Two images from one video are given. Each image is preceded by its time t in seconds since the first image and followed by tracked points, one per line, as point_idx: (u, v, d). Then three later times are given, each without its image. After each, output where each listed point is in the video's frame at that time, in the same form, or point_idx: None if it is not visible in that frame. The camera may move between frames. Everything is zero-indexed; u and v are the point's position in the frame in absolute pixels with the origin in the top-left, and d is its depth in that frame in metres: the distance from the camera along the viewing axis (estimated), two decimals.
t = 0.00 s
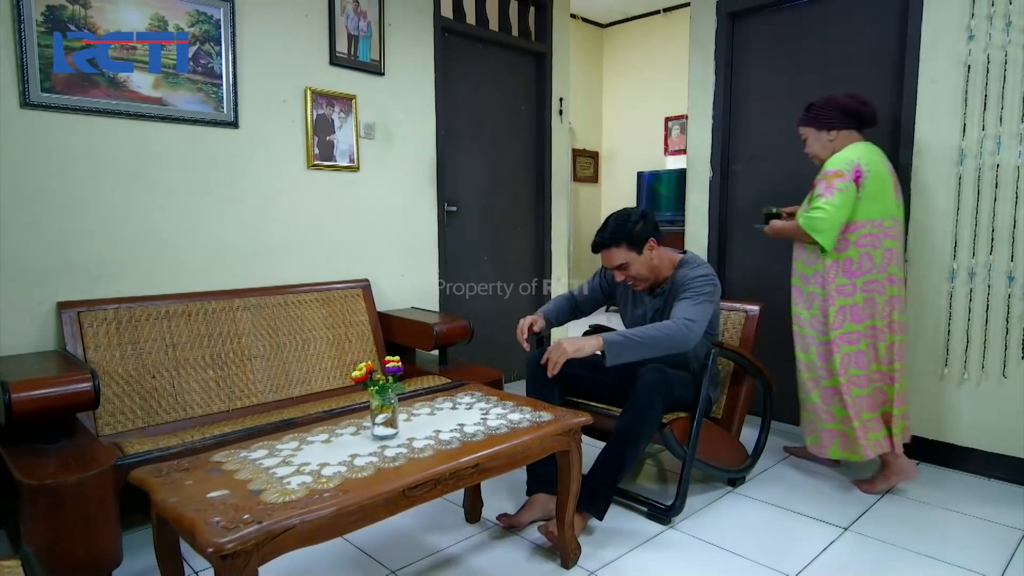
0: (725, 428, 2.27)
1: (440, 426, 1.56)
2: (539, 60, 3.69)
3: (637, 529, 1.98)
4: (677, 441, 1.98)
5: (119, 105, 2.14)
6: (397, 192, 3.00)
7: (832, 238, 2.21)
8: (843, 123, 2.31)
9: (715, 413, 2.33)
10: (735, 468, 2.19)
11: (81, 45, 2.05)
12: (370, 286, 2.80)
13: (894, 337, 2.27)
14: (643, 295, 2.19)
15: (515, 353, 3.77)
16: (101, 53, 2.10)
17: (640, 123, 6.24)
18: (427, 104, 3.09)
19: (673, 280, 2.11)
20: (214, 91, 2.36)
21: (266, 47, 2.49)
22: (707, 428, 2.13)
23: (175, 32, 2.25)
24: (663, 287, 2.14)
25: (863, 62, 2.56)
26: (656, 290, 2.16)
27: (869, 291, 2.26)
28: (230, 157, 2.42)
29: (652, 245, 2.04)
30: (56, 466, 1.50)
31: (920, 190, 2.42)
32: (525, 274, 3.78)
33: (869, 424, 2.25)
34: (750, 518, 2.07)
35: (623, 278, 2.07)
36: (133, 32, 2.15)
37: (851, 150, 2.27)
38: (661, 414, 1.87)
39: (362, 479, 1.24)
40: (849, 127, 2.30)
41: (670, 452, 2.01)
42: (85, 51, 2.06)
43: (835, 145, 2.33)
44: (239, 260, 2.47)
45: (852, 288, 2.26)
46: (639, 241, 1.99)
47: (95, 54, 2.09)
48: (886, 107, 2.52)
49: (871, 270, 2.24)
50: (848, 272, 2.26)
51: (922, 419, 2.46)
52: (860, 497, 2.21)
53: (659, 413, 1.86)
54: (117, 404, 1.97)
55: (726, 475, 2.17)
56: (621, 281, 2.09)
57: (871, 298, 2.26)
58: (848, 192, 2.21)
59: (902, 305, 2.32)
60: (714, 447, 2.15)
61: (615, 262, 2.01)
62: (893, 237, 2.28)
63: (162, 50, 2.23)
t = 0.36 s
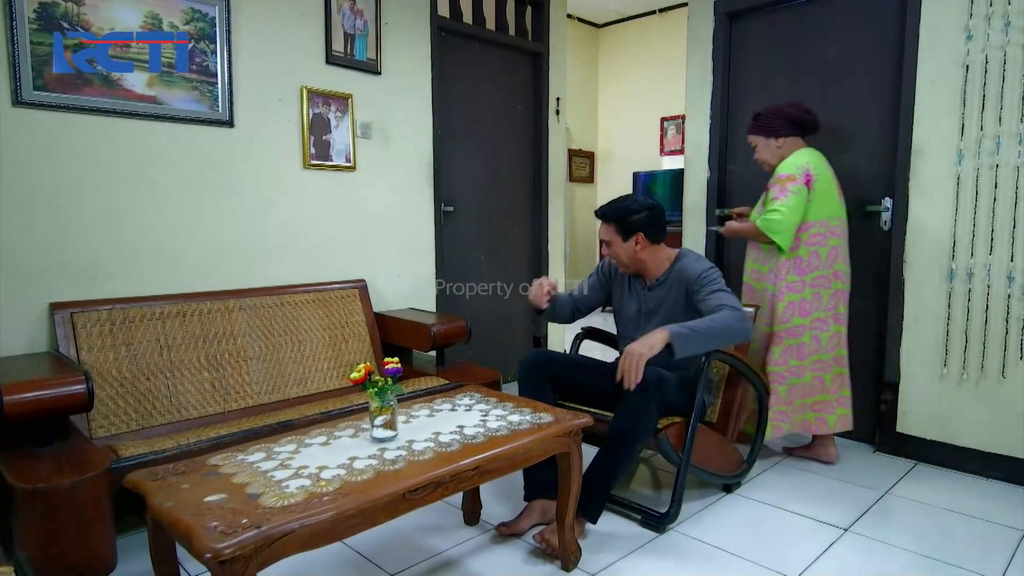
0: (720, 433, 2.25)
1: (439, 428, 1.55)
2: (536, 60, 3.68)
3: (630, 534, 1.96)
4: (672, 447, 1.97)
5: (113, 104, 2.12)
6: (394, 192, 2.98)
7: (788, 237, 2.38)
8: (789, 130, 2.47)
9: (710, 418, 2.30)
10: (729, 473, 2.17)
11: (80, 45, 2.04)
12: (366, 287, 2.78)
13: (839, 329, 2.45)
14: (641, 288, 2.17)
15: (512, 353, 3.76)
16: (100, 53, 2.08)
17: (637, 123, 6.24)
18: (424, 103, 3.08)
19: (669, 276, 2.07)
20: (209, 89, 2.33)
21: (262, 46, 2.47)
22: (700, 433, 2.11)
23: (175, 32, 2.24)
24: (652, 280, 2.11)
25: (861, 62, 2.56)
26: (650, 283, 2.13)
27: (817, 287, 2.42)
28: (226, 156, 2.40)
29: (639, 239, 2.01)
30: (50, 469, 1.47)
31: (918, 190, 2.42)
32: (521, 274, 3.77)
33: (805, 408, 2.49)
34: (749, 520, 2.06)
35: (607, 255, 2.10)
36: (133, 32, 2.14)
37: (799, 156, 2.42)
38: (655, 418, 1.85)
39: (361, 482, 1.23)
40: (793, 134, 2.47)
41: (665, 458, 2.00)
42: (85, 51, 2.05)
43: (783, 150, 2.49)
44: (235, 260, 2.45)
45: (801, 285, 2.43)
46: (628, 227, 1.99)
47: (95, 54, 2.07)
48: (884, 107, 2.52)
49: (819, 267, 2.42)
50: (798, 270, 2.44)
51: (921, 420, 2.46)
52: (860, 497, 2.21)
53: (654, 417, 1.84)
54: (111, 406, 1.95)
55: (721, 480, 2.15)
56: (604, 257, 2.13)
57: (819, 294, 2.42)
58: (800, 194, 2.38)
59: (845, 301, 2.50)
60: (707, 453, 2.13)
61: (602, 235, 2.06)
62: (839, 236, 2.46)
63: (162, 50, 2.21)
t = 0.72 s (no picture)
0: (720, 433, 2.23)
1: (440, 429, 1.53)
2: (533, 58, 3.66)
3: (632, 535, 1.94)
4: (673, 447, 1.95)
5: (106, 101, 2.09)
6: (391, 190, 2.95)
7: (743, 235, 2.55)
8: (738, 133, 2.61)
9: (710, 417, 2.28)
10: (729, 473, 2.16)
11: (81, 45, 2.03)
12: (363, 286, 2.75)
13: (785, 319, 2.64)
14: (663, 284, 2.17)
15: (508, 353, 3.74)
16: (100, 52, 2.06)
17: (632, 122, 6.23)
18: (420, 101, 3.05)
19: (695, 271, 2.09)
20: (203, 86, 2.30)
21: (257, 42, 2.44)
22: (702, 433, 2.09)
23: (175, 32, 2.22)
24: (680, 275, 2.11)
25: (859, 61, 2.56)
26: (675, 279, 2.13)
27: (766, 281, 2.61)
28: (221, 153, 2.37)
29: (676, 230, 2.04)
30: (42, 472, 1.44)
31: (917, 189, 2.42)
32: (518, 274, 3.75)
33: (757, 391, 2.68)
34: (750, 520, 2.05)
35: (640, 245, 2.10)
36: (133, 31, 2.12)
37: (750, 158, 2.57)
38: (660, 418, 1.83)
39: (362, 484, 1.21)
40: (742, 137, 2.61)
41: (666, 458, 1.98)
42: (85, 51, 2.03)
43: (733, 152, 2.63)
44: (229, 259, 2.42)
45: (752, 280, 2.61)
46: (669, 216, 2.02)
47: (94, 54, 2.05)
48: (882, 105, 2.52)
49: (769, 263, 2.60)
50: (749, 265, 2.62)
51: (919, 418, 2.46)
52: (860, 496, 2.20)
53: (657, 417, 1.81)
54: (104, 407, 1.91)
55: (721, 480, 2.14)
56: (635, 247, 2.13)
57: (768, 288, 2.60)
58: (752, 194, 2.52)
59: (791, 292, 2.68)
60: (708, 453, 2.11)
61: (639, 222, 2.07)
62: (785, 233, 2.65)
63: (162, 50, 2.20)
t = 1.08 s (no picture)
0: (721, 433, 2.22)
1: (442, 431, 1.51)
2: (529, 57, 3.64)
3: (634, 538, 1.93)
4: (676, 448, 1.93)
5: (98, 98, 2.05)
6: (387, 188, 2.93)
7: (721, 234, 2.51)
8: (703, 135, 2.62)
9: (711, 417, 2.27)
10: (731, 474, 2.15)
11: (82, 46, 2.01)
12: (359, 286, 2.72)
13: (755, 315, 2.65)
14: (693, 282, 2.23)
15: (504, 353, 3.72)
16: (101, 53, 2.05)
17: (626, 121, 6.22)
18: (417, 99, 3.02)
19: (727, 275, 2.13)
20: (198, 83, 2.27)
21: (252, 38, 2.40)
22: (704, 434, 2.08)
23: (174, 32, 2.20)
24: (712, 278, 2.16)
25: (858, 60, 2.56)
26: (706, 280, 2.18)
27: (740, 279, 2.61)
28: (215, 151, 2.33)
29: (720, 233, 2.10)
30: (34, 476, 1.41)
31: (915, 188, 2.42)
32: (514, 274, 3.73)
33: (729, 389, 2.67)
34: (751, 521, 2.03)
35: (681, 243, 2.16)
36: (133, 32, 2.10)
37: (718, 158, 2.56)
38: (664, 419, 1.81)
39: (364, 488, 1.18)
40: (707, 139, 2.63)
41: (668, 459, 1.97)
42: (85, 52, 2.01)
43: (698, 155, 2.64)
44: (224, 259, 2.39)
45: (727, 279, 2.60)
46: (715, 219, 2.08)
47: (95, 54, 2.04)
48: (881, 105, 2.52)
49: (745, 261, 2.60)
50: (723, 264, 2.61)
51: (918, 418, 2.46)
52: (861, 496, 2.20)
53: (662, 419, 1.80)
54: (97, 409, 1.88)
55: (722, 480, 2.13)
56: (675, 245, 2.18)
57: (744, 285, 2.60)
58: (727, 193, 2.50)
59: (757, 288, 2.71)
60: (710, 453, 2.10)
61: (684, 221, 2.13)
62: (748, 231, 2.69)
63: (162, 50, 2.18)
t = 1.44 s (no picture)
0: (722, 432, 2.21)
1: (444, 432, 1.49)
2: (527, 54, 3.63)
3: (637, 539, 1.91)
4: (679, 449, 1.92)
5: (91, 95, 2.01)
6: (384, 187, 2.90)
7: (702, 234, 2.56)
8: (666, 135, 2.64)
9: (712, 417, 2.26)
10: (733, 474, 2.14)
11: (81, 45, 1.98)
12: (356, 285, 2.70)
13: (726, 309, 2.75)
14: (692, 277, 2.23)
15: (502, 353, 3.70)
16: (100, 52, 2.02)
17: (622, 120, 6.21)
18: (414, 97, 3.00)
19: (726, 269, 2.13)
20: (193, 80, 2.24)
21: (248, 35, 2.37)
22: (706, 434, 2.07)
23: (174, 31, 2.18)
24: (711, 273, 2.16)
25: (857, 59, 2.56)
26: (704, 275, 2.18)
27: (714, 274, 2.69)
28: (211, 149, 2.30)
29: (718, 229, 2.11)
30: (28, 480, 1.38)
31: (915, 187, 2.42)
32: (512, 273, 3.71)
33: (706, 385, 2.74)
34: (753, 522, 2.02)
35: (679, 236, 2.17)
36: (133, 32, 2.08)
37: (684, 161, 2.61)
38: (665, 419, 1.80)
39: (368, 492, 1.16)
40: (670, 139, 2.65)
41: (671, 460, 1.95)
42: (85, 52, 1.99)
43: (662, 154, 2.66)
44: (220, 259, 2.35)
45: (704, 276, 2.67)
46: (713, 214, 2.09)
47: (95, 54, 2.01)
48: (880, 103, 2.52)
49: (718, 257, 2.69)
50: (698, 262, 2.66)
51: (918, 417, 2.46)
52: (862, 496, 2.19)
53: (663, 420, 1.79)
54: (91, 412, 1.85)
55: (724, 481, 2.12)
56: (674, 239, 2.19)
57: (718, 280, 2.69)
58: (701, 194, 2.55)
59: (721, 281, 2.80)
60: (712, 454, 2.08)
61: (682, 215, 2.14)
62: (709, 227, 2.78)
63: (162, 51, 2.16)
